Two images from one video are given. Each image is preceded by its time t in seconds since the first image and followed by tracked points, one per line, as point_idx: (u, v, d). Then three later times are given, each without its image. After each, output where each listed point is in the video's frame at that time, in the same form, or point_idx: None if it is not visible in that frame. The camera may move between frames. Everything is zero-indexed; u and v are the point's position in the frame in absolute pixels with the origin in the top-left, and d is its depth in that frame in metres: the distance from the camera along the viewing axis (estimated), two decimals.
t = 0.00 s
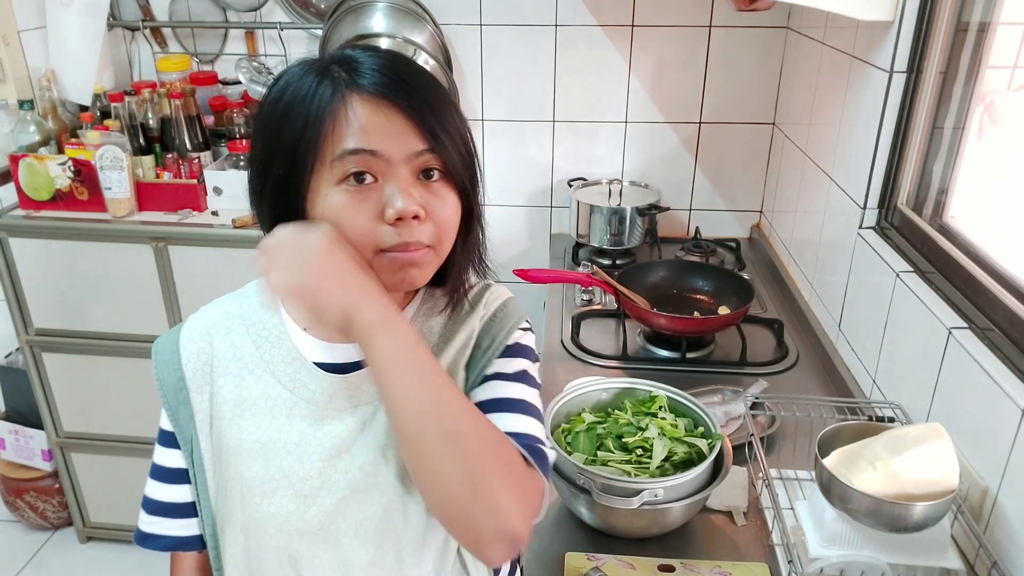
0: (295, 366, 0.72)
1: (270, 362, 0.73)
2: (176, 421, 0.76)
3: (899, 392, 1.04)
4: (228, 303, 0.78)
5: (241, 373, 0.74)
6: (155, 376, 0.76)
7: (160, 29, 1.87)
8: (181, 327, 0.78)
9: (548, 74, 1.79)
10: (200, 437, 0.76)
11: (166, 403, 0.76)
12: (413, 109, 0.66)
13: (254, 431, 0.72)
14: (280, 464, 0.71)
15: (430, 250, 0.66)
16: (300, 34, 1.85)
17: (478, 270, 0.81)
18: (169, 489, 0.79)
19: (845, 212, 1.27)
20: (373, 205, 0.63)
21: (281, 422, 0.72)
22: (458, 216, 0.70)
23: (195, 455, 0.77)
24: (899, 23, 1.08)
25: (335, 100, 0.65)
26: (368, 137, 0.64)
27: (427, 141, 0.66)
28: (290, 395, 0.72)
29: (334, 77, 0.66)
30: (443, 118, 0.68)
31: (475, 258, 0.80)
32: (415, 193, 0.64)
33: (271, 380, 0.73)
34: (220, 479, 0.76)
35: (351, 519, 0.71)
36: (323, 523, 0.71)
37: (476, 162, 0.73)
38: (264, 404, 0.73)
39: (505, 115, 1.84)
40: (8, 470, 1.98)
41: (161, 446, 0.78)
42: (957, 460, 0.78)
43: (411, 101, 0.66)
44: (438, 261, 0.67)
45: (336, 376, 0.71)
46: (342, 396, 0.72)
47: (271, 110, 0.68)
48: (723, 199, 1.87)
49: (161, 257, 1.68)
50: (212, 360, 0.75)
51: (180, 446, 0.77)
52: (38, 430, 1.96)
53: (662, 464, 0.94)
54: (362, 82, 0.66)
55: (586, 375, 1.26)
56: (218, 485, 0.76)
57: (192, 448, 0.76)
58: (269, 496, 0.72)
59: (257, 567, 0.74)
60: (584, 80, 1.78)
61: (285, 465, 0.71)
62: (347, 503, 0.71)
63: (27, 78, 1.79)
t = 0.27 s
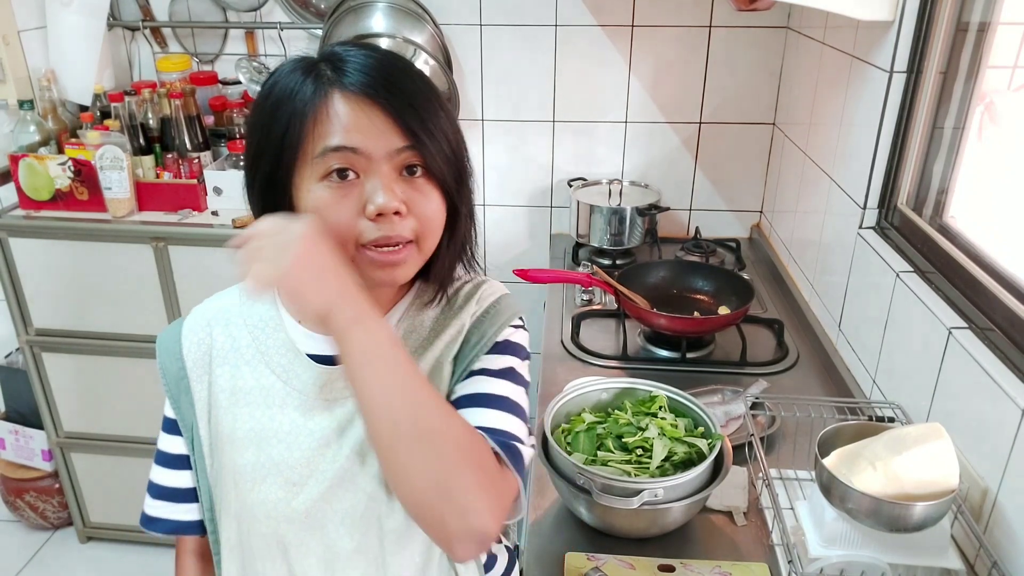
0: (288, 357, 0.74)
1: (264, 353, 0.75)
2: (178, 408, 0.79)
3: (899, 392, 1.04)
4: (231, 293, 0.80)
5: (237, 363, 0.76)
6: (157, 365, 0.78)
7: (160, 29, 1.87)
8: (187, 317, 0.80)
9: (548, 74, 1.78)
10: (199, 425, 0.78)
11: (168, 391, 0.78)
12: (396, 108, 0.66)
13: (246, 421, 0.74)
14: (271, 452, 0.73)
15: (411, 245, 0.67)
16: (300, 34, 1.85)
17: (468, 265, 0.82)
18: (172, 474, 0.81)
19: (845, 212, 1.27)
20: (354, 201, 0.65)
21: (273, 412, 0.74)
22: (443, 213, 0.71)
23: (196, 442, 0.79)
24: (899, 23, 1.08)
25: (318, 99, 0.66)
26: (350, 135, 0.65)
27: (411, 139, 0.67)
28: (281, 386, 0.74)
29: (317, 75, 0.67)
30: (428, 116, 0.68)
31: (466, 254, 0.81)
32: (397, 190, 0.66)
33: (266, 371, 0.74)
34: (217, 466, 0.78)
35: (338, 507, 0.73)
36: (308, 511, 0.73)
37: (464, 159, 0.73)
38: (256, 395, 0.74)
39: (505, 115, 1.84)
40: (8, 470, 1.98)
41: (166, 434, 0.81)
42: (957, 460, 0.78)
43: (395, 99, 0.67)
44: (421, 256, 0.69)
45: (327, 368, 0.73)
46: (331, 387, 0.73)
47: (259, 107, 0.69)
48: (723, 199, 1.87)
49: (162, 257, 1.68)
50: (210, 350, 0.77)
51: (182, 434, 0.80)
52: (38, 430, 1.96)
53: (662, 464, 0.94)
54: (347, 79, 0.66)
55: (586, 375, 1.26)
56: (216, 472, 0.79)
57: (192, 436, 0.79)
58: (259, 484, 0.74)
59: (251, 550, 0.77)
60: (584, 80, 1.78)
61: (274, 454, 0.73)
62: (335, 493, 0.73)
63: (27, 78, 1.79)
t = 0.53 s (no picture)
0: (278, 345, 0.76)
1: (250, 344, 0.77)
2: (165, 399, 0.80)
3: (899, 392, 1.04)
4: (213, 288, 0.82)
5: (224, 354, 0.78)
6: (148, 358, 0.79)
7: (160, 29, 1.87)
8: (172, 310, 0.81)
9: (548, 74, 1.79)
10: (190, 417, 0.78)
11: (158, 383, 0.79)
12: (378, 104, 0.67)
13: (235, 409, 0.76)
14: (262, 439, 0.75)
15: (392, 235, 0.69)
16: (300, 34, 1.85)
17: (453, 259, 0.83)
18: (165, 462, 0.81)
19: (845, 212, 1.27)
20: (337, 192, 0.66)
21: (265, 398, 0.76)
22: (423, 206, 0.72)
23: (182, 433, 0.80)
24: (899, 23, 1.08)
25: (301, 93, 0.67)
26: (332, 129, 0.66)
27: (391, 133, 0.68)
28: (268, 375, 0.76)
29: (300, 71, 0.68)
30: (410, 112, 0.69)
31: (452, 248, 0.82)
32: (377, 182, 0.67)
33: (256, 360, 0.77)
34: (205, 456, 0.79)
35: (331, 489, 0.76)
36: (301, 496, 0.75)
37: (445, 156, 0.73)
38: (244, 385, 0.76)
39: (505, 115, 1.84)
40: (8, 470, 1.98)
41: (155, 423, 0.81)
42: (957, 460, 0.78)
43: (377, 96, 0.68)
44: (401, 247, 0.70)
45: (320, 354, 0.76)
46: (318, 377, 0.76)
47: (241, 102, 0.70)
48: (723, 199, 1.87)
49: (161, 257, 1.68)
50: (200, 342, 0.79)
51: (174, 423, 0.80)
52: (38, 430, 1.96)
53: (662, 464, 0.94)
54: (329, 76, 0.67)
55: (586, 375, 1.26)
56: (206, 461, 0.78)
57: (184, 427, 0.79)
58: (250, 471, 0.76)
59: (242, 539, 0.78)
60: (584, 80, 1.78)
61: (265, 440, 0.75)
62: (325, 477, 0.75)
63: (27, 78, 1.79)
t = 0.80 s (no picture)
0: (258, 338, 0.77)
1: (238, 337, 0.77)
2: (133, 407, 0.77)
3: (899, 391, 1.04)
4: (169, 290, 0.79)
5: (204, 354, 0.77)
6: (110, 369, 0.76)
7: (160, 29, 1.87)
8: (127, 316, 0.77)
9: (549, 73, 1.78)
10: (165, 421, 0.78)
11: (126, 393, 0.77)
12: (378, 86, 0.74)
13: (236, 404, 0.77)
14: (274, 428, 0.78)
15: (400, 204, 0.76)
16: (300, 34, 1.85)
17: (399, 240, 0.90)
18: (122, 474, 0.79)
19: (845, 213, 1.27)
20: (366, 163, 0.71)
21: (259, 389, 0.78)
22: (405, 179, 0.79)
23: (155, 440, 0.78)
24: (899, 23, 1.08)
25: (317, 74, 0.68)
26: (353, 107, 0.70)
27: (389, 113, 0.75)
28: (264, 368, 0.78)
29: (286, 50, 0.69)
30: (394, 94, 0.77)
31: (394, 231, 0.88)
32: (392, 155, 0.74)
33: (240, 355, 0.77)
34: (197, 457, 0.79)
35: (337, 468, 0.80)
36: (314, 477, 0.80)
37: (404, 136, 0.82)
38: (242, 381, 0.77)
39: (505, 115, 1.84)
40: (8, 470, 1.98)
41: (109, 436, 0.78)
42: (957, 460, 0.78)
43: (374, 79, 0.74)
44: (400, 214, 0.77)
45: (307, 341, 0.79)
46: (313, 365, 0.79)
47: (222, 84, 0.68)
48: (723, 199, 1.86)
49: (161, 257, 1.68)
50: (171, 345, 0.77)
51: (139, 432, 0.78)
52: (38, 430, 1.96)
53: (662, 464, 0.94)
54: (335, 61, 0.71)
55: (587, 375, 1.26)
56: (192, 461, 0.79)
57: (155, 433, 0.78)
58: (259, 461, 0.78)
59: (255, 526, 0.80)
60: (584, 80, 1.78)
61: (274, 430, 0.78)
62: (333, 454, 0.80)
63: (27, 78, 1.79)
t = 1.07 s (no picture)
0: (285, 309, 0.85)
1: (268, 312, 0.83)
2: (182, 401, 0.76)
3: (899, 391, 1.04)
4: (179, 286, 0.79)
5: (241, 332, 0.81)
6: (159, 370, 0.74)
7: (160, 29, 1.87)
8: (149, 318, 0.75)
9: (549, 73, 1.78)
10: (216, 407, 0.79)
11: (177, 391, 0.75)
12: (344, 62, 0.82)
13: (279, 366, 0.85)
14: (314, 383, 0.88)
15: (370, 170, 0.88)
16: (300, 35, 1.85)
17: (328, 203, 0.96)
18: (174, 468, 0.77)
19: (845, 212, 1.27)
20: (366, 138, 0.82)
21: (293, 353, 0.86)
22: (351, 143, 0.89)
23: (205, 427, 0.79)
24: (899, 23, 1.08)
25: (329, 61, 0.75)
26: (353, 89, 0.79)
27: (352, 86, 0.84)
28: (292, 335, 0.86)
29: (289, 36, 0.73)
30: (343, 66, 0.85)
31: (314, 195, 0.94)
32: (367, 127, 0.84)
33: (274, 328, 0.84)
34: (248, 429, 0.83)
35: (360, 402, 0.94)
36: (353, 412, 0.92)
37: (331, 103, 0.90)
38: (281, 345, 0.85)
39: (505, 115, 1.84)
40: (8, 470, 1.98)
41: (148, 439, 0.75)
42: (957, 460, 0.78)
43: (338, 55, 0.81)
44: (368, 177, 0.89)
45: (318, 304, 0.89)
46: (328, 325, 0.91)
47: (257, 82, 0.70)
48: (723, 199, 1.86)
49: (161, 257, 1.67)
50: (208, 331, 0.79)
51: (189, 426, 0.78)
52: (38, 430, 1.96)
53: (662, 464, 0.94)
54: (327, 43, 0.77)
55: (586, 375, 1.26)
56: (241, 439, 0.82)
57: (206, 423, 0.79)
58: (309, 411, 0.87)
59: (309, 474, 0.89)
60: (583, 80, 1.78)
61: (319, 379, 0.88)
62: (359, 390, 0.94)
63: (27, 77, 1.79)
